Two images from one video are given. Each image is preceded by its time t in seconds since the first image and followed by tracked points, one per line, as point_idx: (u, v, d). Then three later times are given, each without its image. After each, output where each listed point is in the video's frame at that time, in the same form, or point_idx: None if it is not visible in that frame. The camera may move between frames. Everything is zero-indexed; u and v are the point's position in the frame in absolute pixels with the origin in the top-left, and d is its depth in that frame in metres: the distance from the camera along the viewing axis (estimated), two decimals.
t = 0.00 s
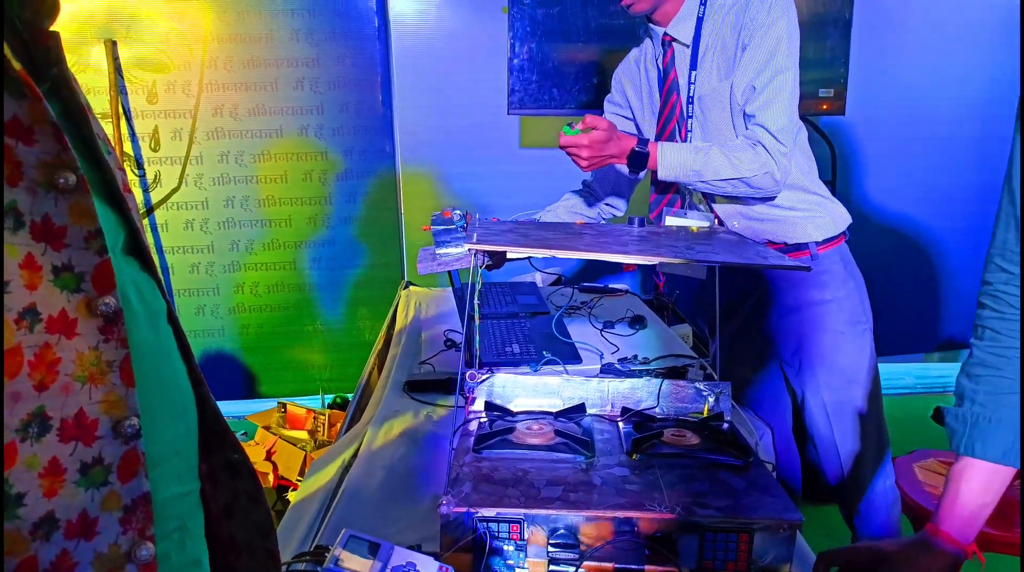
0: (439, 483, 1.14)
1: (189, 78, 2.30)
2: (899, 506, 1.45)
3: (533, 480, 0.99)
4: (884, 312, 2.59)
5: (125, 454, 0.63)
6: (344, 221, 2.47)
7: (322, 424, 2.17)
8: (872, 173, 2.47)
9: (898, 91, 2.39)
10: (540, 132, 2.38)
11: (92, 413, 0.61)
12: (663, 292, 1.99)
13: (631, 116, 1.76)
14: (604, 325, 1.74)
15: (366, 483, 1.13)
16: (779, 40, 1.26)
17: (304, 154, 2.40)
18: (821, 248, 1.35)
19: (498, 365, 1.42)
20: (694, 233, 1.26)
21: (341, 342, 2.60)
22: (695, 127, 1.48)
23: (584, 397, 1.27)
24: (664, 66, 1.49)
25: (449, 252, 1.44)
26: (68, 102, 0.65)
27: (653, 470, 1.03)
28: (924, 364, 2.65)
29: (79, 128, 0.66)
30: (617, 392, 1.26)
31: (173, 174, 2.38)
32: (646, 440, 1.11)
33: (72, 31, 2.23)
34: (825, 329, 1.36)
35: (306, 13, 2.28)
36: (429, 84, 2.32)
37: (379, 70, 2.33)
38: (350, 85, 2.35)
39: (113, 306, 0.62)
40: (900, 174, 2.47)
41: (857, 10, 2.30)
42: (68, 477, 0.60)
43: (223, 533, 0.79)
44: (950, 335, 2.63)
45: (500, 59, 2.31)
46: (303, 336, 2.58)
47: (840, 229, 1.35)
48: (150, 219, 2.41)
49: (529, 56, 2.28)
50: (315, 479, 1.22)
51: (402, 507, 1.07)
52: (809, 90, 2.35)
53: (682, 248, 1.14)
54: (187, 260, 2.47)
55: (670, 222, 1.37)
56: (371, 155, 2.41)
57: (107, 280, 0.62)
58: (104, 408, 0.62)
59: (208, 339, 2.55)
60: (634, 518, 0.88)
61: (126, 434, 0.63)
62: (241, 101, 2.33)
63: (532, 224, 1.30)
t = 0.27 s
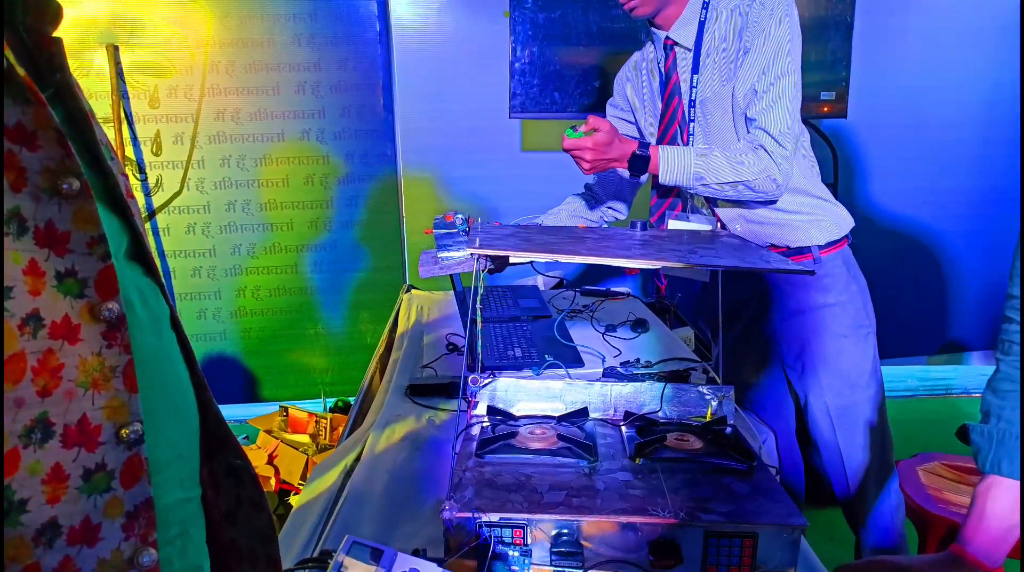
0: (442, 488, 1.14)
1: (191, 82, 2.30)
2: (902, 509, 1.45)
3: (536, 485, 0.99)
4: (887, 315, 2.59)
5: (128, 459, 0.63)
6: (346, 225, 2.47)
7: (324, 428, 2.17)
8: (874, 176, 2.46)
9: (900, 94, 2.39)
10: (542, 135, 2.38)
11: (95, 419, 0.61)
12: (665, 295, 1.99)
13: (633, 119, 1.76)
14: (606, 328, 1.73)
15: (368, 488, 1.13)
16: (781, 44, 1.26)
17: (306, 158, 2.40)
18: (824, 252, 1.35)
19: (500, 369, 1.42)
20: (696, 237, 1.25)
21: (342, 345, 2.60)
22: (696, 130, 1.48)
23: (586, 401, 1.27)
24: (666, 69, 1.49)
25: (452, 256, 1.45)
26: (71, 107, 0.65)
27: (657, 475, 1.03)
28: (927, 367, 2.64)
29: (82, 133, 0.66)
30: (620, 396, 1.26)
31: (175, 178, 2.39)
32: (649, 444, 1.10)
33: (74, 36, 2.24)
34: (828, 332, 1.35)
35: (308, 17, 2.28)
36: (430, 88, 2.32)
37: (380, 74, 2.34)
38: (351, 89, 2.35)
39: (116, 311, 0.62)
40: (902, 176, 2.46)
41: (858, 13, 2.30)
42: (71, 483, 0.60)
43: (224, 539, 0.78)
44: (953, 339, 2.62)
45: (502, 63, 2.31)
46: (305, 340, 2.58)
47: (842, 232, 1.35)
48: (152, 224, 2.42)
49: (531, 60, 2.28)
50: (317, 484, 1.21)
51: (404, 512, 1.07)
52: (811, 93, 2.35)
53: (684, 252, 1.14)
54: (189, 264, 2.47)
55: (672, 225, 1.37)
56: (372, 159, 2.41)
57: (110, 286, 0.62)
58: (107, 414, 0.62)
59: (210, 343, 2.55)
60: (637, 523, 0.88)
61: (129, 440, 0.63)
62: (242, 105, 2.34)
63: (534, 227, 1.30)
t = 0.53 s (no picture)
0: (438, 498, 1.13)
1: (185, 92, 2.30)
2: (900, 518, 1.44)
3: (532, 496, 0.98)
4: (883, 321, 2.59)
5: (120, 471, 0.63)
6: (341, 234, 2.47)
7: (319, 438, 2.16)
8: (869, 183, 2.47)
9: (895, 101, 2.40)
10: (538, 144, 2.38)
11: (86, 431, 0.61)
12: (661, 303, 1.99)
13: (628, 128, 1.76)
14: (602, 337, 1.73)
15: (364, 499, 1.12)
16: (775, 52, 1.26)
17: (301, 167, 2.40)
18: (819, 260, 1.35)
19: (495, 379, 1.41)
20: (692, 246, 1.25)
21: (338, 355, 2.59)
22: (691, 139, 1.47)
23: (582, 411, 1.26)
24: (660, 78, 1.50)
25: (447, 265, 1.44)
26: (64, 115, 0.64)
27: (654, 485, 1.02)
28: (923, 374, 2.65)
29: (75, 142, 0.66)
30: (616, 406, 1.25)
31: (170, 188, 2.38)
32: (646, 455, 1.10)
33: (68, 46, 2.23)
34: (823, 342, 1.35)
35: (303, 26, 2.27)
36: (426, 97, 2.32)
37: (375, 83, 2.33)
38: (347, 98, 2.34)
39: (110, 321, 0.61)
40: (897, 183, 2.47)
41: (852, 20, 2.31)
42: (61, 497, 0.59)
43: (211, 553, 0.77)
44: (949, 345, 2.63)
45: (497, 71, 2.31)
46: (301, 350, 2.57)
47: (837, 240, 1.35)
48: (146, 233, 2.41)
49: (526, 68, 2.28)
50: (312, 495, 1.20)
51: (400, 522, 1.06)
52: (805, 101, 2.35)
53: (680, 261, 1.13)
54: (184, 274, 2.46)
55: (668, 234, 1.37)
56: (368, 168, 2.41)
57: (104, 296, 0.61)
58: (99, 426, 0.61)
59: (205, 353, 2.54)
60: (634, 535, 0.88)
61: (121, 452, 0.62)
62: (237, 114, 2.33)
63: (530, 237, 1.30)
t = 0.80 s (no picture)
0: (425, 545, 1.11)
1: (178, 135, 2.32)
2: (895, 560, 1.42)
3: (520, 544, 0.97)
4: (873, 359, 2.60)
5: (91, 524, 0.78)
6: (331, 275, 2.47)
7: (306, 483, 2.13)
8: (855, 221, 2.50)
9: (876, 142, 2.45)
10: (526, 186, 2.42)
11: (58, 486, 0.75)
12: (651, 343, 1.99)
13: (615, 171, 1.79)
14: (592, 378, 1.72)
15: (352, 544, 1.10)
16: (756, 99, 1.30)
17: (292, 210, 2.41)
18: (806, 300, 1.37)
19: (485, 422, 1.40)
20: (679, 288, 1.26)
21: (327, 397, 2.57)
22: (677, 181, 1.49)
23: (572, 455, 1.24)
24: (645, 122, 1.52)
25: (436, 309, 1.45)
26: (48, 166, 0.79)
27: (644, 531, 1.01)
28: (915, 412, 2.64)
29: (58, 192, 0.80)
30: (605, 448, 1.24)
31: (160, 231, 2.39)
32: (636, 499, 1.09)
33: (61, 91, 2.26)
34: (813, 382, 1.36)
35: (296, 72, 2.31)
36: (418, 139, 2.36)
37: (366, 126, 2.37)
38: (339, 142, 2.37)
39: (85, 375, 0.77)
40: (881, 221, 2.50)
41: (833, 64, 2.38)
42: (29, 554, 0.72)
43: None
44: (939, 382, 2.63)
45: (487, 115, 2.36)
46: (289, 392, 2.54)
47: (823, 281, 1.37)
48: (135, 276, 2.40)
49: (515, 112, 2.33)
50: (296, 543, 1.16)
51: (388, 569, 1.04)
52: (788, 142, 2.41)
53: (667, 303, 1.14)
54: (172, 316, 2.45)
55: (655, 275, 1.38)
56: (358, 210, 2.43)
57: (78, 350, 0.76)
58: (70, 481, 0.76)
59: (191, 397, 2.51)
60: None
61: (93, 507, 0.77)
62: (229, 158, 2.36)
63: (518, 280, 1.31)
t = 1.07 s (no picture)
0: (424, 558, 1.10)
1: (180, 149, 2.34)
2: None
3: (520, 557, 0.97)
4: (873, 370, 2.60)
5: (67, 541, 0.80)
6: (331, 288, 2.48)
7: (307, 495, 2.13)
8: (854, 233, 2.51)
9: (875, 154, 2.47)
10: (525, 199, 2.44)
11: (32, 507, 0.77)
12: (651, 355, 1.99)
13: (613, 184, 1.81)
14: (592, 390, 1.72)
15: (350, 558, 1.10)
16: (753, 114, 1.31)
17: (293, 223, 2.43)
18: (804, 314, 1.37)
19: (484, 434, 1.40)
20: (678, 301, 1.27)
21: (326, 409, 2.56)
22: (675, 196, 1.52)
23: (571, 467, 1.24)
24: (643, 137, 1.54)
25: (436, 323, 1.46)
26: (23, 180, 0.80)
27: (644, 545, 1.01)
28: (915, 423, 2.64)
29: (33, 204, 0.81)
30: (604, 461, 1.24)
31: (161, 244, 2.40)
32: (635, 513, 1.09)
33: (64, 105, 2.28)
34: (813, 395, 1.36)
35: (297, 86, 2.33)
36: (419, 152, 2.39)
37: (367, 140, 2.39)
38: (340, 155, 2.39)
39: (58, 394, 0.78)
40: (880, 232, 2.51)
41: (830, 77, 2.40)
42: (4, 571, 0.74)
43: None
44: (939, 393, 2.63)
45: (487, 129, 2.38)
46: (289, 404, 2.54)
47: (821, 294, 1.37)
48: (136, 288, 2.41)
49: (514, 126, 2.27)
50: (295, 557, 1.16)
51: None
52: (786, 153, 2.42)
53: (665, 316, 1.15)
54: (173, 329, 2.45)
55: (654, 289, 1.38)
56: (359, 223, 2.44)
57: (52, 369, 0.78)
58: (45, 501, 0.78)
59: (191, 409, 2.51)
60: None
61: (68, 529, 0.79)
62: (231, 171, 2.37)
63: (517, 293, 1.31)
